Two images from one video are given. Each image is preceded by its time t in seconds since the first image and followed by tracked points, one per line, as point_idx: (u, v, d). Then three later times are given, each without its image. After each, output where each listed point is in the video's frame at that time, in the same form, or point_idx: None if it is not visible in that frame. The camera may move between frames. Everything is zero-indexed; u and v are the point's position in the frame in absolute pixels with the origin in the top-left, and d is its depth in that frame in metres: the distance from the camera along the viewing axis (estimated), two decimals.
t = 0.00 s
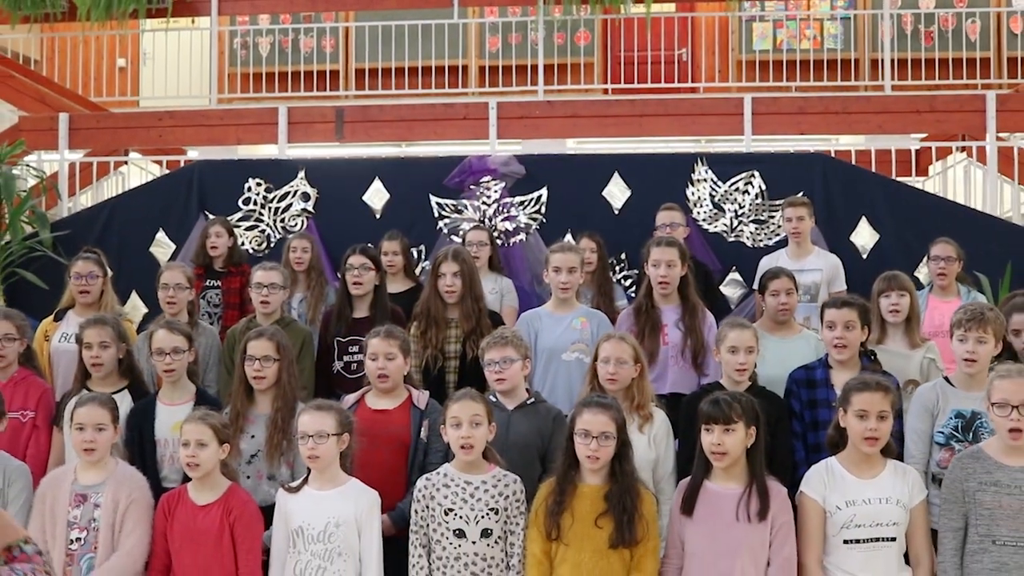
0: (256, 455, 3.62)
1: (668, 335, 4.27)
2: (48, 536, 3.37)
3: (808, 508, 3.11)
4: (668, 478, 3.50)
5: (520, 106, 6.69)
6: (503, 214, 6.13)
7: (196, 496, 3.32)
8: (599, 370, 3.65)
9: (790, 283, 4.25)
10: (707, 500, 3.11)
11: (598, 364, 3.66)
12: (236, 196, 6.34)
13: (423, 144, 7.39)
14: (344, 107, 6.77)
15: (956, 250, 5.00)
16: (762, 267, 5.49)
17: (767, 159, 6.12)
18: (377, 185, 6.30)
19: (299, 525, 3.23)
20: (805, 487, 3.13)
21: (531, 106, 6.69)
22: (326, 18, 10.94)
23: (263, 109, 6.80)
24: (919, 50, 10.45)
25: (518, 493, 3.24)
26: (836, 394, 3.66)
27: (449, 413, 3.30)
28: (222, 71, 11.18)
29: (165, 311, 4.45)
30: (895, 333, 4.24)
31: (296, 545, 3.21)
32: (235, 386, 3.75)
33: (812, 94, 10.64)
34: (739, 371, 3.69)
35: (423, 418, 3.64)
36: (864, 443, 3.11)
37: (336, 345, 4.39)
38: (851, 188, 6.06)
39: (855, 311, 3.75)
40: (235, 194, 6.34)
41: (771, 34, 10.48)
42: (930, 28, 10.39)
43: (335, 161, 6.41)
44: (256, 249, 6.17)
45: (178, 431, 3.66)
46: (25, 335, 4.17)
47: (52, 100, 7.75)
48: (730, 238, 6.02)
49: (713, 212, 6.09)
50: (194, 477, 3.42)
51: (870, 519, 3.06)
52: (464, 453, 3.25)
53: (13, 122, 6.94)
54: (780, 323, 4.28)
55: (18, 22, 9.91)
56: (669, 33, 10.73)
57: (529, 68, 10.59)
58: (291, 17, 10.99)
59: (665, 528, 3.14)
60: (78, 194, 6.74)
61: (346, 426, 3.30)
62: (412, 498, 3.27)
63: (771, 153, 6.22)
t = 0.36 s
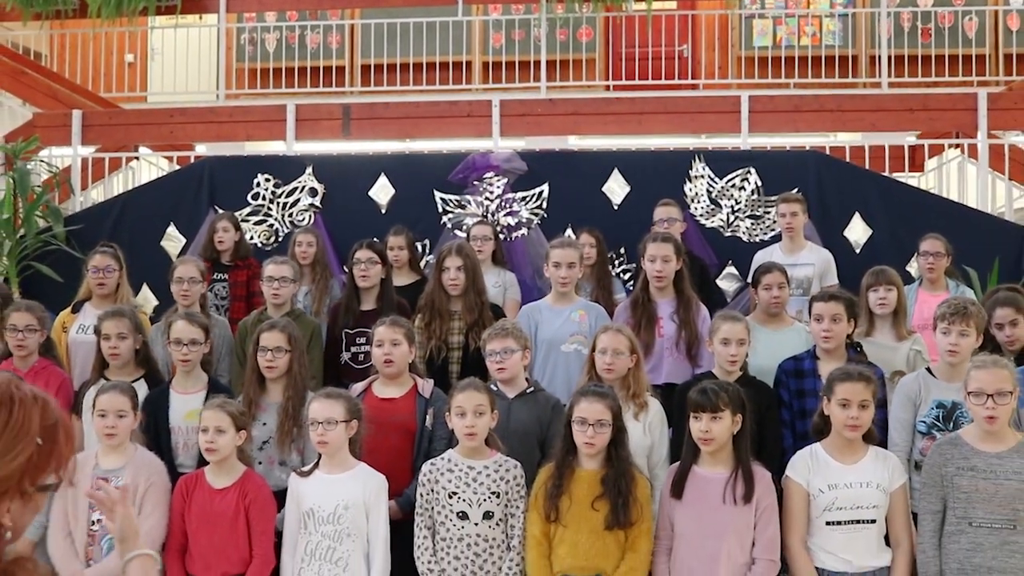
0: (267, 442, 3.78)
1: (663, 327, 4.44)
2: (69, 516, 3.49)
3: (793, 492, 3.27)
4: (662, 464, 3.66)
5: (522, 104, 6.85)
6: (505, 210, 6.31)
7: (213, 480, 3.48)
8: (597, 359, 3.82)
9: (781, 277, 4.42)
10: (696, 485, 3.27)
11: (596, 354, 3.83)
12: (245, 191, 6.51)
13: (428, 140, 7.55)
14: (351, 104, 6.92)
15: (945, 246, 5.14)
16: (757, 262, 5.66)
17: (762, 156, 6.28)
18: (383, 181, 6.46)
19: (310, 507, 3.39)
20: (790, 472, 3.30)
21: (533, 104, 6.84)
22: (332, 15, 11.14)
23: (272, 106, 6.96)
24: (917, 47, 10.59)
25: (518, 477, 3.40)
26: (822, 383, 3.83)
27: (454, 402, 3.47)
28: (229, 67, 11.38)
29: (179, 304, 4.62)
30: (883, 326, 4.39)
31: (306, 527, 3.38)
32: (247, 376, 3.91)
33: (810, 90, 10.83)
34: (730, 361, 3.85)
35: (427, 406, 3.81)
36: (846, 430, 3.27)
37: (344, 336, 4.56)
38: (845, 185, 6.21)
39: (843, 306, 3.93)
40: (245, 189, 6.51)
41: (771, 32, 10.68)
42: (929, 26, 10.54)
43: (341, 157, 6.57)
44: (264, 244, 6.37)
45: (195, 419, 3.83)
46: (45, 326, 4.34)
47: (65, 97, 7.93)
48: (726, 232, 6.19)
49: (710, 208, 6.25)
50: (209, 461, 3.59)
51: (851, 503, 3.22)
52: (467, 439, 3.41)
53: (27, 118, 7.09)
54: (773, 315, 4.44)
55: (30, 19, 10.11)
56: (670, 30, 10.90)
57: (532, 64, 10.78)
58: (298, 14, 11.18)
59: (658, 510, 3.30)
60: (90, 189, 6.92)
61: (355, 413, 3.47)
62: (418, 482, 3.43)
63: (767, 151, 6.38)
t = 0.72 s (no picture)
0: (283, 429, 3.96)
1: (662, 319, 4.62)
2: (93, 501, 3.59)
3: (784, 476, 3.44)
4: (661, 451, 3.84)
5: (527, 102, 7.02)
6: (510, 205, 6.44)
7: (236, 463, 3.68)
8: (599, 351, 3.99)
9: (777, 271, 4.58)
10: (692, 469, 3.44)
11: (598, 345, 4.01)
12: (256, 186, 6.68)
13: (434, 137, 7.73)
14: (359, 102, 7.08)
15: (937, 241, 5.27)
16: (754, 256, 5.82)
17: (760, 154, 6.45)
18: (391, 177, 6.64)
19: (325, 490, 3.57)
20: (782, 458, 3.46)
21: (537, 101, 7.01)
22: (339, 12, 11.37)
23: (282, 103, 7.12)
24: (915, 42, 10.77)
25: (522, 462, 3.56)
26: (812, 374, 4.01)
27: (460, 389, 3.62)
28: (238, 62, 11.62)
29: (197, 298, 4.80)
30: (874, 319, 4.56)
31: (322, 509, 3.55)
32: (264, 367, 4.10)
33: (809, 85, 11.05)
34: (726, 352, 4.01)
35: (436, 395, 3.98)
36: (835, 417, 3.44)
37: (355, 327, 4.74)
38: (841, 182, 6.38)
39: (832, 299, 4.10)
40: (256, 184, 6.68)
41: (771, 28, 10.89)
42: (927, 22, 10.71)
43: (350, 154, 6.74)
44: (275, 237, 6.47)
45: (214, 407, 4.03)
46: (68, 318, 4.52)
47: (81, 94, 8.12)
48: (725, 227, 6.36)
49: (710, 203, 6.42)
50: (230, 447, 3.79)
51: (838, 487, 3.40)
52: (472, 424, 3.56)
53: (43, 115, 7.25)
54: (768, 308, 4.61)
55: (43, 16, 10.34)
56: (671, 25, 11.11)
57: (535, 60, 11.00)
58: (305, 10, 11.40)
59: (655, 493, 3.47)
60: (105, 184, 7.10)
61: (368, 402, 3.64)
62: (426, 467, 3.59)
63: (766, 148, 6.55)
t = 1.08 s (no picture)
0: (301, 419, 4.12)
1: (665, 313, 4.79)
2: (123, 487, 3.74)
3: (781, 465, 3.61)
4: (664, 441, 4.01)
5: (533, 101, 7.17)
6: (517, 202, 6.65)
7: (257, 452, 3.78)
8: (605, 344, 4.17)
9: (776, 268, 4.74)
10: (694, 458, 3.61)
11: (605, 339, 4.19)
12: (270, 184, 6.85)
13: (442, 135, 7.90)
14: (369, 101, 7.22)
15: (933, 238, 5.43)
16: (754, 253, 5.99)
17: (761, 153, 6.61)
18: (400, 175, 6.80)
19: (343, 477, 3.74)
20: (780, 447, 3.63)
21: (543, 101, 7.16)
22: (347, 11, 11.57)
23: (294, 102, 7.26)
24: (915, 40, 10.92)
25: (531, 451, 3.73)
26: (808, 367, 4.18)
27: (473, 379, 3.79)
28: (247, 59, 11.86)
29: (216, 293, 4.96)
30: (869, 315, 4.73)
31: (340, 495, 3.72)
32: (282, 360, 4.26)
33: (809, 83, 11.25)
34: (727, 346, 4.18)
35: (448, 387, 4.16)
36: (830, 409, 3.60)
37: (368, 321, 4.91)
38: (841, 181, 6.54)
39: (825, 294, 4.26)
40: (269, 182, 6.85)
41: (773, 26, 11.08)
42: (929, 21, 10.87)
43: (361, 152, 6.90)
44: (287, 234, 6.68)
45: (235, 399, 4.21)
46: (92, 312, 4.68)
47: (95, 92, 8.24)
48: (726, 224, 6.53)
49: (711, 201, 6.58)
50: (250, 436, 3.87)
51: (833, 475, 3.56)
52: (485, 414, 3.73)
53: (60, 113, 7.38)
54: (767, 303, 4.78)
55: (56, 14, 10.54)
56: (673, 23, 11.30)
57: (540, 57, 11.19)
58: (313, 9, 11.61)
59: (658, 481, 3.63)
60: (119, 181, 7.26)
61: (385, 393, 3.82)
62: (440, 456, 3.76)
63: (767, 147, 6.71)
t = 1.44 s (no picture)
0: (320, 413, 4.27)
1: (671, 311, 4.95)
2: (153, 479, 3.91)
3: (784, 456, 3.76)
4: (671, 434, 4.17)
5: (540, 101, 7.30)
6: (525, 201, 6.80)
7: (280, 443, 3.93)
8: (614, 341, 4.33)
9: (778, 266, 4.89)
10: (701, 450, 3.76)
11: (613, 335, 4.35)
12: (282, 183, 7.00)
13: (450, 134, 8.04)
14: (379, 101, 7.36)
15: (931, 238, 5.57)
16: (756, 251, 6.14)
17: (764, 153, 6.76)
18: (411, 174, 6.95)
19: (363, 468, 3.89)
20: (782, 439, 3.78)
21: (550, 101, 7.29)
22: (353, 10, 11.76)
23: (305, 102, 7.40)
24: (916, 40, 11.07)
25: (544, 442, 3.89)
26: (808, 363, 4.33)
27: (488, 372, 3.93)
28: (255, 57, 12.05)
29: (234, 288, 5.12)
30: (869, 313, 4.88)
31: (360, 485, 3.88)
32: (302, 354, 4.41)
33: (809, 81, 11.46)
34: (730, 343, 4.33)
35: (462, 381, 4.31)
36: (830, 403, 3.74)
37: (383, 317, 5.08)
38: (842, 180, 6.68)
39: (825, 293, 4.40)
40: (282, 181, 7.00)
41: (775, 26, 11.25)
42: (930, 20, 11.02)
43: (371, 152, 7.04)
44: (300, 231, 6.86)
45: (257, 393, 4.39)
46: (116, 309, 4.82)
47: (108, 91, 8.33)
48: (730, 223, 6.69)
49: (715, 199, 6.73)
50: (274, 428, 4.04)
51: (833, 466, 3.71)
52: (500, 406, 3.88)
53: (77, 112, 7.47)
54: (770, 301, 4.94)
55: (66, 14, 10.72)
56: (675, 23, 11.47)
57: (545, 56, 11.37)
58: (320, 9, 11.81)
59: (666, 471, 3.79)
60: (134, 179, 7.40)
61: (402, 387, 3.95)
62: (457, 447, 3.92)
63: (769, 147, 6.86)
